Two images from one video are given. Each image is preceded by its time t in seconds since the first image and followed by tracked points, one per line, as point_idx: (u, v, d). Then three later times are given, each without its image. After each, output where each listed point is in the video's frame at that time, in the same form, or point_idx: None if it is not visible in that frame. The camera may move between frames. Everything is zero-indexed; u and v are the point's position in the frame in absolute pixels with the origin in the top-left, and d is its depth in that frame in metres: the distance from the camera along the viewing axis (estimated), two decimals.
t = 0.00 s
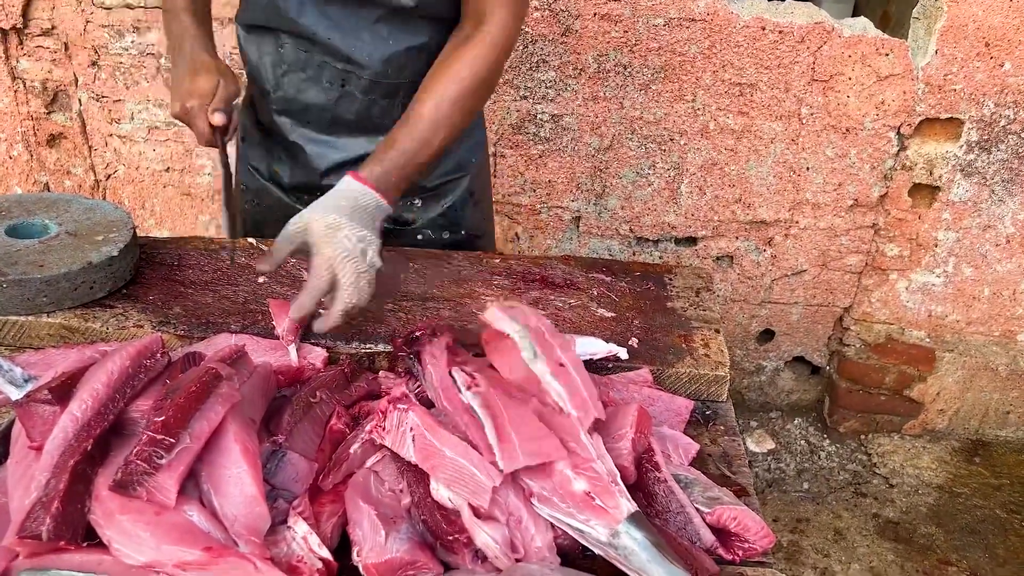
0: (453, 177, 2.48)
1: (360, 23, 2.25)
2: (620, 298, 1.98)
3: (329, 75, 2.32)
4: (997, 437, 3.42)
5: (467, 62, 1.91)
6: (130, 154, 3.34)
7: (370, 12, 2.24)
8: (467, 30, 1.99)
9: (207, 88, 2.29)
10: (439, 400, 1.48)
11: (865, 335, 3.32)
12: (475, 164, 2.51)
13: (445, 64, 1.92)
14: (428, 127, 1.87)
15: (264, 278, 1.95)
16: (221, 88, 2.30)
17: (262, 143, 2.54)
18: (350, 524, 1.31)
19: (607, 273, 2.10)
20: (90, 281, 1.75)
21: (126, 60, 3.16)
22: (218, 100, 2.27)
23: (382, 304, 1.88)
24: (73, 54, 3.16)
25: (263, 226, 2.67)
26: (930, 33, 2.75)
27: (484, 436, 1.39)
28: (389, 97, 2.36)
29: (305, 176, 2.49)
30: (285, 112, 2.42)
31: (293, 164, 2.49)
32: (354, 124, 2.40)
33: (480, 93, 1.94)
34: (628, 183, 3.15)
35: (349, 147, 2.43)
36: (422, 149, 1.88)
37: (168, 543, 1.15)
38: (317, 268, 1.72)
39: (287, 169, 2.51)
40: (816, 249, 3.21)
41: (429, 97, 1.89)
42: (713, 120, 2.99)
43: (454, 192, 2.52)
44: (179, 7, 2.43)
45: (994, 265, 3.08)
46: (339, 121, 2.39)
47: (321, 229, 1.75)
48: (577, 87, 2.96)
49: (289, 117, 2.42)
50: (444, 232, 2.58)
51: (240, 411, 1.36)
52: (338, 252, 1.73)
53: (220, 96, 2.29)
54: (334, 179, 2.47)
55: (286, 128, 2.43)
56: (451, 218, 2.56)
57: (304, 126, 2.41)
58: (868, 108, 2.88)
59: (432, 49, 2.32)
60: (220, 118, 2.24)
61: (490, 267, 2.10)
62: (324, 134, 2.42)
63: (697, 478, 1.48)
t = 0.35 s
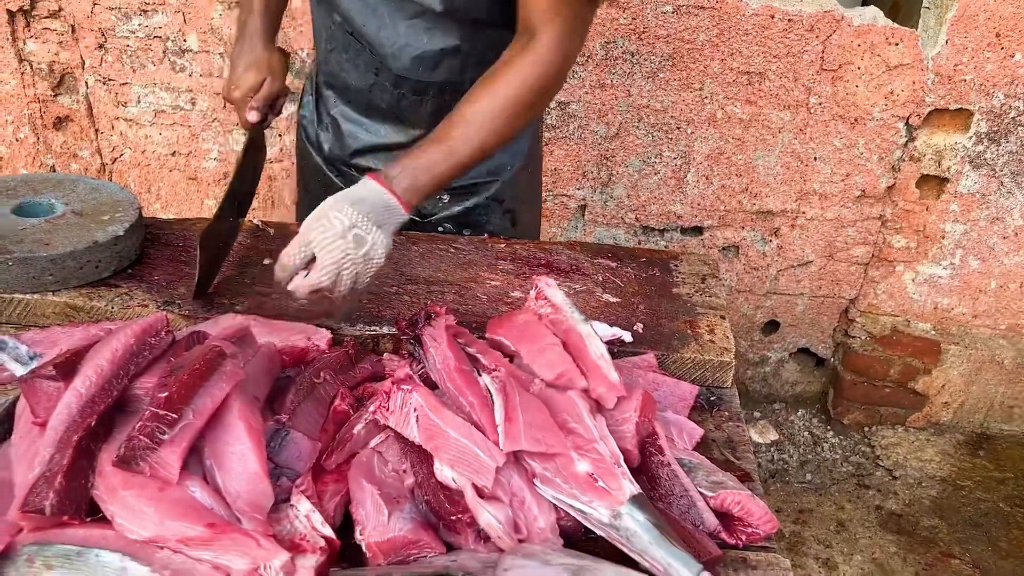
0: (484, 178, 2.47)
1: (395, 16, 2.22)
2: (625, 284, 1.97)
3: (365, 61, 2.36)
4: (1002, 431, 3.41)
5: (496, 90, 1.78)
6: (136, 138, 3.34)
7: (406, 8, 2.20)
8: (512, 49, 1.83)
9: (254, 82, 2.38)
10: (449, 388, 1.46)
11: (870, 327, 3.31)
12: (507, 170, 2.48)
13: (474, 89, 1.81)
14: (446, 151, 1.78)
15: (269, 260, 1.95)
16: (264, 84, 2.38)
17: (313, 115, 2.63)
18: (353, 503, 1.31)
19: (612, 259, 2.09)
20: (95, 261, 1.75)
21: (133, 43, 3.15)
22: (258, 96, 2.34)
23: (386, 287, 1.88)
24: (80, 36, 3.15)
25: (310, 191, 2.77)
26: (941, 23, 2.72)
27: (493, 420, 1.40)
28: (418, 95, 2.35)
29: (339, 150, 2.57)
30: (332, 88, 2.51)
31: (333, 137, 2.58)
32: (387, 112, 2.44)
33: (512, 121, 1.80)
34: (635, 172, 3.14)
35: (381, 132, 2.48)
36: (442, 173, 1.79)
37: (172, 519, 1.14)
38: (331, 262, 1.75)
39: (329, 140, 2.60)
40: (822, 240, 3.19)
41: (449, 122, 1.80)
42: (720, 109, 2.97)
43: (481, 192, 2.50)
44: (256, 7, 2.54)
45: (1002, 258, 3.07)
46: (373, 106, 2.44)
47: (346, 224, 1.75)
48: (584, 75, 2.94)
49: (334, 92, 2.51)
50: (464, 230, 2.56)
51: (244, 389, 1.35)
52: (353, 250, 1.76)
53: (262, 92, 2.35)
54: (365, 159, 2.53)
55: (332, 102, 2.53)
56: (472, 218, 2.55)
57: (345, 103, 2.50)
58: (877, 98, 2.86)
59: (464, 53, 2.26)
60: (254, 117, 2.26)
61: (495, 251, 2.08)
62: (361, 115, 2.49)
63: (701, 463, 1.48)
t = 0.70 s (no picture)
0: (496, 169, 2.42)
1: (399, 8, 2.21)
2: (617, 273, 1.95)
3: (368, 51, 2.33)
4: (1003, 428, 3.38)
5: (558, 87, 1.64)
6: (133, 123, 3.33)
7: None
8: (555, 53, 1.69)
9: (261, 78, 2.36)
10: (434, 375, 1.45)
11: (872, 321, 3.28)
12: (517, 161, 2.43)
13: (531, 93, 1.66)
14: (524, 166, 1.62)
15: (258, 245, 1.93)
16: (272, 79, 2.33)
17: (319, 102, 2.59)
18: (332, 491, 1.30)
19: (606, 248, 2.07)
20: (81, 243, 1.73)
21: (131, 27, 3.13)
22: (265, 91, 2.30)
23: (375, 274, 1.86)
24: (77, 20, 3.14)
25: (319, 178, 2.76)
26: (947, 14, 2.68)
27: (475, 408, 1.38)
28: (423, 86, 2.31)
29: (345, 137, 2.54)
30: (338, 75, 2.48)
31: (340, 124, 2.54)
32: (391, 102, 2.39)
33: (580, 117, 1.66)
34: (635, 162, 3.10)
35: (385, 121, 2.44)
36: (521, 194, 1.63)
37: (145, 503, 1.14)
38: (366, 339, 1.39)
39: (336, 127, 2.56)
40: (824, 233, 3.15)
41: (515, 136, 1.64)
42: (722, 99, 2.94)
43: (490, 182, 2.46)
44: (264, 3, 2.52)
45: (1005, 253, 3.03)
46: (378, 95, 2.40)
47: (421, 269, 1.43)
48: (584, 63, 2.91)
49: (339, 80, 2.48)
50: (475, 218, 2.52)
51: (223, 373, 1.33)
52: (394, 329, 1.38)
53: (270, 87, 2.30)
54: (371, 147, 2.50)
55: (338, 90, 2.49)
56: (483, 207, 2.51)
57: (350, 91, 2.46)
58: (880, 89, 2.82)
59: (468, 43, 2.22)
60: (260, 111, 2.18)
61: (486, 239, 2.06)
62: (366, 104, 2.45)
63: (688, 454, 1.46)
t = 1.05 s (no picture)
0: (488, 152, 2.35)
1: None
2: (601, 254, 1.92)
3: (369, 33, 2.26)
4: (1001, 421, 3.33)
5: (467, 102, 1.32)
6: (125, 103, 3.30)
7: None
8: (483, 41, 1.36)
9: (249, 57, 2.25)
10: (418, 342, 1.44)
11: (868, 312, 3.24)
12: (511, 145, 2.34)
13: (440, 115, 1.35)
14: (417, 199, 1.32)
15: (237, 222, 1.91)
16: (261, 58, 2.23)
17: (325, 71, 2.51)
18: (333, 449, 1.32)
19: (591, 229, 2.04)
20: (55, 216, 1.71)
21: (121, 6, 3.10)
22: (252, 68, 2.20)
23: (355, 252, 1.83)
24: None
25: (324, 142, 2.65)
26: None
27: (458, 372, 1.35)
28: (417, 75, 2.25)
29: (344, 108, 2.45)
30: (343, 48, 2.39)
31: (340, 93, 2.45)
32: (389, 84, 2.32)
33: (497, 141, 1.34)
34: (630, 148, 3.07)
35: (383, 99, 2.36)
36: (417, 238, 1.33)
37: (101, 474, 1.12)
38: (333, 417, 1.31)
39: (337, 93, 2.46)
40: (820, 221, 3.11)
41: (415, 166, 1.35)
42: (718, 85, 2.90)
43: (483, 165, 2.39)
44: None
45: (1004, 244, 2.98)
46: (377, 75, 2.33)
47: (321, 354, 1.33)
48: (579, 46, 2.87)
49: (343, 52, 2.40)
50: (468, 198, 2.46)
51: (189, 346, 1.31)
52: (350, 388, 1.31)
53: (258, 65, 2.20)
54: (367, 121, 2.41)
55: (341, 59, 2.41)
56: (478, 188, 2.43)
57: (353, 65, 2.38)
58: (879, 75, 2.78)
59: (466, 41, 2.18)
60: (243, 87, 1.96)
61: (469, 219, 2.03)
62: (366, 80, 2.36)
63: (664, 434, 1.43)
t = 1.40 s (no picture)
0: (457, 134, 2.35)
1: None
2: (587, 240, 1.90)
3: (335, 14, 2.26)
4: (998, 416, 3.30)
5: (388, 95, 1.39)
6: (118, 88, 3.29)
7: None
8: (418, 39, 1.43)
9: (240, 41, 2.19)
10: (385, 327, 1.41)
11: (865, 305, 3.21)
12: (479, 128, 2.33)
13: (371, 98, 1.42)
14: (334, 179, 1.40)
15: (220, 203, 1.89)
16: (251, 41, 2.18)
17: (308, 55, 2.50)
18: (296, 433, 1.29)
19: (578, 214, 2.02)
20: (34, 195, 1.70)
21: None
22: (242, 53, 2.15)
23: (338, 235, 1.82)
24: None
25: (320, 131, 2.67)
26: None
27: (427, 359, 1.34)
28: (378, 56, 2.24)
29: (320, 90, 2.45)
30: (318, 29, 2.38)
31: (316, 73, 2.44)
32: (356, 64, 2.31)
33: (419, 134, 1.40)
34: (626, 137, 3.04)
35: (354, 81, 2.34)
36: (338, 214, 1.38)
37: (64, 451, 1.13)
38: (260, 378, 1.31)
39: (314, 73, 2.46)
40: (818, 213, 3.08)
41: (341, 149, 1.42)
42: (715, 73, 2.87)
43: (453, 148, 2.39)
44: None
45: (1003, 237, 2.94)
46: (347, 56, 2.32)
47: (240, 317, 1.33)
48: (574, 33, 2.84)
49: (318, 32, 2.39)
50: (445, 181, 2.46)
51: (161, 325, 1.32)
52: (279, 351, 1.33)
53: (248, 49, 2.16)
54: (341, 102, 2.40)
55: (316, 39, 2.40)
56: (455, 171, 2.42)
57: (327, 46, 2.36)
58: (877, 65, 2.74)
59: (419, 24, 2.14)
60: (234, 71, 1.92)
61: (455, 204, 2.01)
62: (337, 61, 2.36)
63: (643, 420, 1.41)
